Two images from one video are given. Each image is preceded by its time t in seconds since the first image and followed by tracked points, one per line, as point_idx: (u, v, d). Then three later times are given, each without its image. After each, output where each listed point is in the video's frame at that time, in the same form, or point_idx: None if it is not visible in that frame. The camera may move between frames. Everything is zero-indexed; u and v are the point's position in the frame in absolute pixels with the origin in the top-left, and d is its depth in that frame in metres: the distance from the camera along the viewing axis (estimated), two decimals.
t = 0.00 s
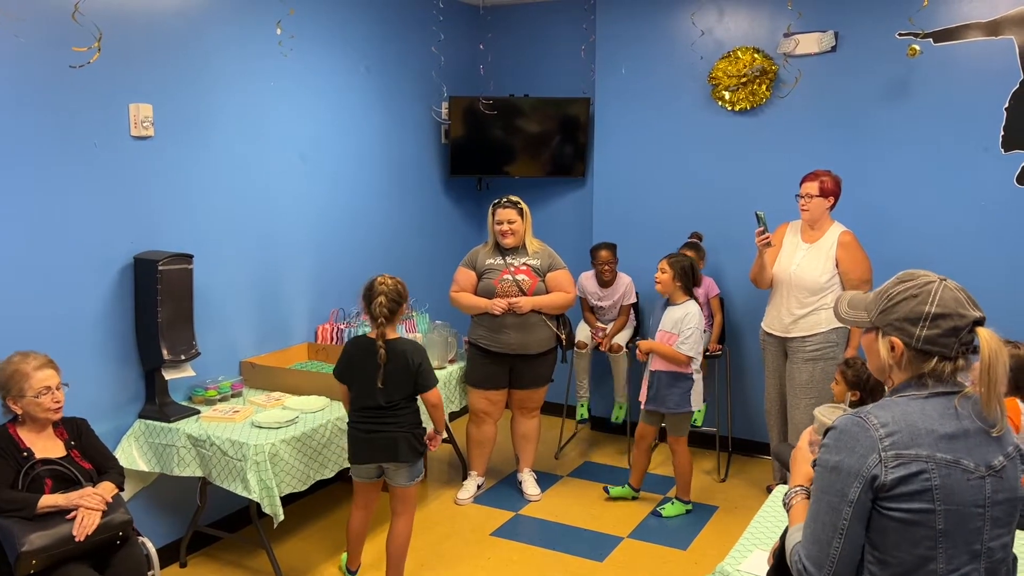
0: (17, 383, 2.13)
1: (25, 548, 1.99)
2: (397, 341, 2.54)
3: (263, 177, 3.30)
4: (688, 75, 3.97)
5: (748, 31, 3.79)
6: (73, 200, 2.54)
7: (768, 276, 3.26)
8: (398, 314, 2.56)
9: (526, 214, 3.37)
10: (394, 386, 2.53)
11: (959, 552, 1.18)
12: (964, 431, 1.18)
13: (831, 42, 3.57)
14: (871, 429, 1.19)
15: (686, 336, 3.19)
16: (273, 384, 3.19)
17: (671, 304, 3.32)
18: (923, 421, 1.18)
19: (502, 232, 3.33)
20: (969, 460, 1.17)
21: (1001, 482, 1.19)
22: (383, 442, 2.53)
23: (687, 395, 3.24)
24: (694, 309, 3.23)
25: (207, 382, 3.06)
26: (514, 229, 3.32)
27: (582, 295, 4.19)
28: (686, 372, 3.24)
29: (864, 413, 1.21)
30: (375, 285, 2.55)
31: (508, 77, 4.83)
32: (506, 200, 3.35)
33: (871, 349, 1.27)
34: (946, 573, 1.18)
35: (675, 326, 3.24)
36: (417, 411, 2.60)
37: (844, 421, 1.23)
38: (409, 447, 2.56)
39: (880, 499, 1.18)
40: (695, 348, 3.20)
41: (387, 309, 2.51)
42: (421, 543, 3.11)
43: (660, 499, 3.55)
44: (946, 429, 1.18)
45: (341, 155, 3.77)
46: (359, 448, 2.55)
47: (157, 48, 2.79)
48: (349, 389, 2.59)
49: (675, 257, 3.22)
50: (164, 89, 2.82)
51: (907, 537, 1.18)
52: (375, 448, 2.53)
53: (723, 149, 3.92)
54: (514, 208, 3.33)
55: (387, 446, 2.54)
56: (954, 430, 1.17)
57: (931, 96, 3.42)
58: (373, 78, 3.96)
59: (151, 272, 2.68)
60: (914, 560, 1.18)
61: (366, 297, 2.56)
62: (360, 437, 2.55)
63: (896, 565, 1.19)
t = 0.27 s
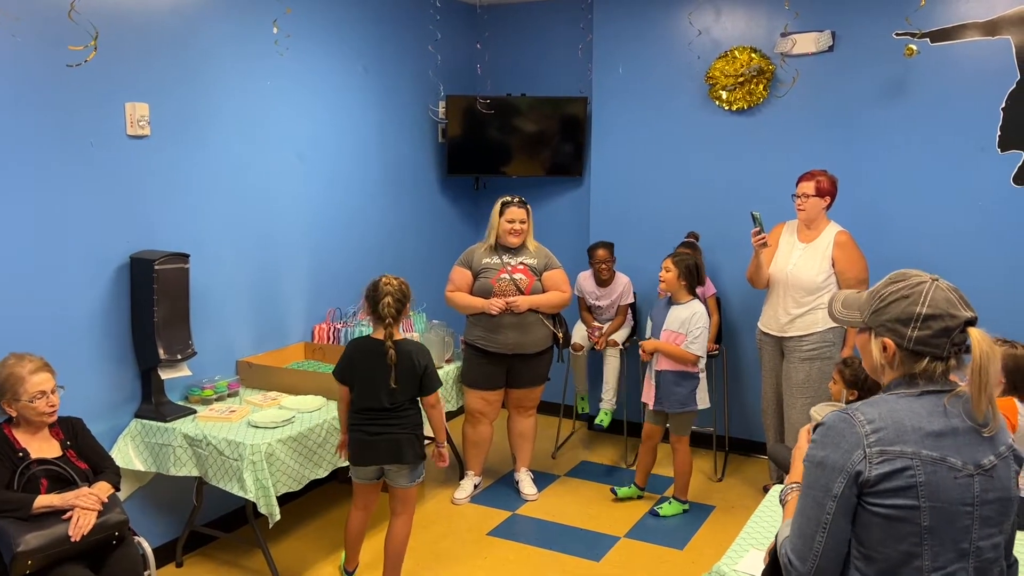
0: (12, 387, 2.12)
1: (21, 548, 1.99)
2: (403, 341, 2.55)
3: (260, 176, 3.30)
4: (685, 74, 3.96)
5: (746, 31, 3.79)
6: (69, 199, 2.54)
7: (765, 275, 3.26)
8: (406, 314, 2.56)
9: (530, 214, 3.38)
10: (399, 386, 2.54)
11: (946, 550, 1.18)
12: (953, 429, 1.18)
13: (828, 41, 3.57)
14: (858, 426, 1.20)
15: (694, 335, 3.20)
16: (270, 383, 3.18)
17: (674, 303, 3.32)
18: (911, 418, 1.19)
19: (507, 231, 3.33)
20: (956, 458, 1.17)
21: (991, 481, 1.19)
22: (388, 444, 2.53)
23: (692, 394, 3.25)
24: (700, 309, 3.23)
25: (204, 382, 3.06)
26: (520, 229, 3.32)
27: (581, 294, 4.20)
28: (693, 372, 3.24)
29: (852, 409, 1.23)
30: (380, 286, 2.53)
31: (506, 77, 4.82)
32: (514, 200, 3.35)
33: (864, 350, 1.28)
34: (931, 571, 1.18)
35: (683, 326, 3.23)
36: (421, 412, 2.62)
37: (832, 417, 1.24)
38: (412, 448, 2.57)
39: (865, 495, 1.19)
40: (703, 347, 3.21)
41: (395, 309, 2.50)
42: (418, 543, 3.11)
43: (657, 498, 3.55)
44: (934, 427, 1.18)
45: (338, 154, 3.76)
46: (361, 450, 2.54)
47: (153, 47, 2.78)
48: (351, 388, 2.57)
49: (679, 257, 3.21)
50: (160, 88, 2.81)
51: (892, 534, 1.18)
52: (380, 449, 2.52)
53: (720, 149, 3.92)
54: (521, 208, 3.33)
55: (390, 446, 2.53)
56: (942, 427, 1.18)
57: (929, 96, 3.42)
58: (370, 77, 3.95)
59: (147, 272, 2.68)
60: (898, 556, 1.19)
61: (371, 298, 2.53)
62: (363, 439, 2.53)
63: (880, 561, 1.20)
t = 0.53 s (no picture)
0: (12, 382, 2.12)
1: (17, 546, 1.99)
2: (396, 337, 2.56)
3: (257, 174, 3.29)
4: (683, 73, 3.96)
5: (744, 29, 3.79)
6: (66, 196, 2.53)
7: (762, 274, 3.26)
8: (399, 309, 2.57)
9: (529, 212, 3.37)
10: (391, 381, 2.54)
11: (936, 548, 1.18)
12: (946, 427, 1.18)
13: (827, 39, 3.57)
14: (849, 422, 1.20)
15: (701, 334, 3.21)
16: (267, 382, 3.18)
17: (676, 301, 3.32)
18: (903, 415, 1.19)
19: (506, 229, 3.33)
20: (948, 457, 1.17)
21: (984, 480, 1.18)
22: (377, 438, 2.53)
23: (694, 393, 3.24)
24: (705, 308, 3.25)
25: (201, 380, 3.05)
26: (519, 227, 3.32)
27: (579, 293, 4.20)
28: (698, 371, 3.25)
29: (845, 406, 1.23)
30: (374, 281, 2.53)
31: (504, 75, 4.82)
32: (513, 198, 3.34)
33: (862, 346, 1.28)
34: (921, 568, 1.19)
35: (688, 324, 3.25)
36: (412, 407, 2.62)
37: (826, 413, 1.25)
38: (401, 443, 2.57)
39: (855, 491, 1.19)
40: (709, 347, 3.22)
41: (390, 304, 2.52)
42: (416, 541, 3.11)
43: (656, 497, 3.54)
44: (926, 425, 1.18)
45: (336, 152, 3.76)
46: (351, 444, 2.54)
47: (151, 44, 2.78)
48: (342, 383, 2.58)
49: (682, 255, 3.21)
50: (158, 85, 2.81)
51: (882, 530, 1.19)
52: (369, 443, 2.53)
53: (719, 148, 3.92)
54: (521, 206, 3.33)
55: (379, 440, 2.54)
56: (935, 426, 1.18)
57: (927, 94, 3.42)
58: (368, 75, 3.95)
59: (145, 269, 2.68)
60: (888, 553, 1.19)
61: (365, 293, 2.53)
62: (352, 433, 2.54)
63: (870, 558, 1.20)
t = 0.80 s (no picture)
0: (12, 380, 2.11)
1: (16, 544, 1.98)
2: (373, 330, 2.55)
3: (255, 172, 3.29)
4: (681, 71, 3.96)
5: (742, 28, 3.79)
6: (63, 194, 2.53)
7: (760, 272, 3.26)
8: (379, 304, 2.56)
9: (524, 210, 3.38)
10: (368, 375, 2.55)
11: (929, 546, 1.18)
12: (940, 426, 1.18)
13: (825, 38, 3.57)
14: (843, 420, 1.20)
15: (694, 333, 3.20)
16: (265, 380, 3.18)
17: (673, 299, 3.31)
18: (897, 414, 1.19)
19: (500, 227, 3.33)
20: (942, 456, 1.17)
21: (979, 479, 1.18)
22: (355, 432, 2.55)
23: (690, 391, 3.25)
24: (700, 307, 3.23)
25: (199, 379, 3.05)
26: (513, 225, 3.33)
27: (576, 291, 4.21)
28: (692, 370, 3.24)
29: (839, 404, 1.23)
30: (353, 278, 2.53)
31: (502, 73, 4.81)
32: (507, 195, 3.35)
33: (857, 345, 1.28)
34: (914, 566, 1.19)
35: (682, 323, 3.23)
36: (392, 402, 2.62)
37: (821, 411, 1.25)
38: (379, 437, 2.56)
39: (849, 489, 1.19)
40: (704, 346, 3.20)
41: (368, 302, 2.51)
42: (414, 540, 3.11)
43: (654, 495, 3.54)
44: (920, 423, 1.18)
45: (334, 150, 3.76)
46: (331, 437, 2.57)
47: (148, 42, 2.77)
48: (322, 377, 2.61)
49: (679, 253, 3.21)
50: (155, 83, 2.80)
51: (875, 528, 1.19)
52: (346, 437, 2.55)
53: (717, 146, 3.92)
54: (515, 204, 3.34)
55: (356, 434, 2.55)
56: (929, 424, 1.18)
57: (925, 93, 3.42)
58: (366, 74, 3.95)
59: (142, 267, 2.67)
60: (881, 551, 1.19)
61: (345, 289, 2.54)
62: (333, 427, 2.57)
63: (863, 556, 1.20)
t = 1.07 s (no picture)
0: (13, 376, 2.11)
1: (16, 542, 1.98)
2: (357, 325, 2.54)
3: (254, 170, 3.29)
4: (680, 69, 3.96)
5: (741, 25, 3.79)
6: (62, 192, 2.53)
7: (758, 270, 3.26)
8: (364, 298, 2.55)
9: (513, 208, 3.36)
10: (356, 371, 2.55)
11: (931, 542, 1.19)
12: (939, 422, 1.18)
13: (824, 36, 3.57)
14: (844, 417, 1.21)
15: (689, 329, 3.21)
16: (265, 378, 3.18)
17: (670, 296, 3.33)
18: (897, 410, 1.19)
19: (490, 227, 3.33)
20: (942, 450, 1.17)
21: (979, 474, 1.19)
22: (344, 426, 2.57)
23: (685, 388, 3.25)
24: (696, 303, 3.25)
25: (198, 377, 3.05)
26: (500, 224, 3.31)
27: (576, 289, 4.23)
28: (686, 366, 3.25)
29: (839, 401, 1.23)
30: (339, 273, 2.56)
31: (501, 71, 4.81)
32: (492, 195, 3.35)
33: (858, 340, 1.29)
34: (916, 562, 1.19)
35: (677, 319, 3.25)
36: (381, 399, 2.60)
37: (820, 408, 1.25)
38: (368, 434, 2.56)
39: (850, 486, 1.20)
40: (698, 342, 3.23)
41: (350, 296, 2.51)
42: (413, 537, 3.11)
43: (653, 493, 3.55)
44: (920, 419, 1.18)
45: (332, 148, 3.75)
46: (323, 431, 2.60)
47: (147, 40, 2.77)
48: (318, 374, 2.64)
49: (676, 249, 3.21)
50: (154, 81, 2.80)
51: (876, 525, 1.19)
52: (334, 431, 2.56)
53: (716, 144, 3.92)
54: (501, 202, 3.32)
55: (346, 430, 2.56)
56: (928, 420, 1.18)
57: (924, 91, 3.42)
58: (365, 72, 3.94)
59: (141, 266, 2.67)
60: (883, 547, 1.20)
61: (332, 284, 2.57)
62: (324, 421, 2.60)
63: (865, 553, 1.21)
